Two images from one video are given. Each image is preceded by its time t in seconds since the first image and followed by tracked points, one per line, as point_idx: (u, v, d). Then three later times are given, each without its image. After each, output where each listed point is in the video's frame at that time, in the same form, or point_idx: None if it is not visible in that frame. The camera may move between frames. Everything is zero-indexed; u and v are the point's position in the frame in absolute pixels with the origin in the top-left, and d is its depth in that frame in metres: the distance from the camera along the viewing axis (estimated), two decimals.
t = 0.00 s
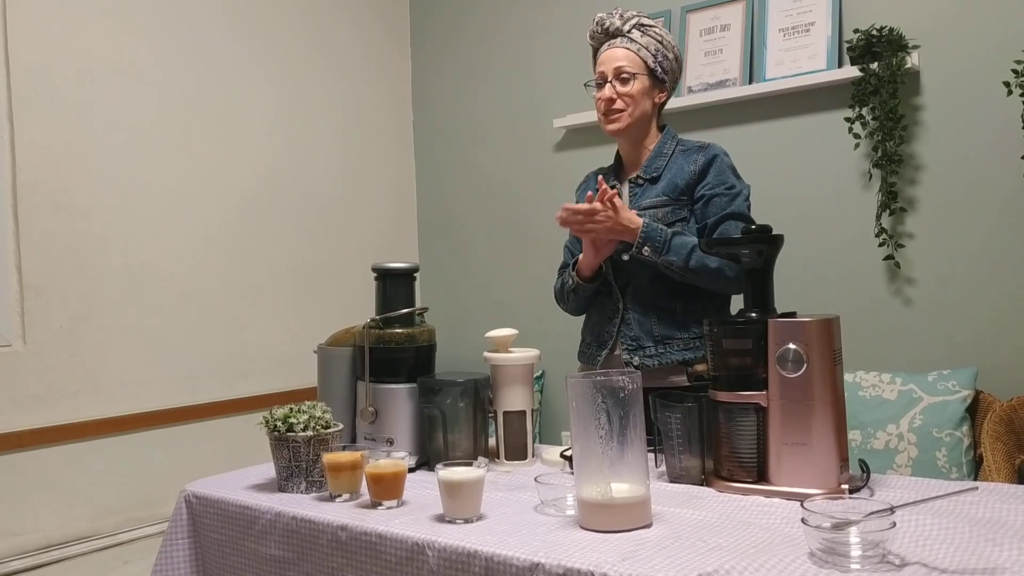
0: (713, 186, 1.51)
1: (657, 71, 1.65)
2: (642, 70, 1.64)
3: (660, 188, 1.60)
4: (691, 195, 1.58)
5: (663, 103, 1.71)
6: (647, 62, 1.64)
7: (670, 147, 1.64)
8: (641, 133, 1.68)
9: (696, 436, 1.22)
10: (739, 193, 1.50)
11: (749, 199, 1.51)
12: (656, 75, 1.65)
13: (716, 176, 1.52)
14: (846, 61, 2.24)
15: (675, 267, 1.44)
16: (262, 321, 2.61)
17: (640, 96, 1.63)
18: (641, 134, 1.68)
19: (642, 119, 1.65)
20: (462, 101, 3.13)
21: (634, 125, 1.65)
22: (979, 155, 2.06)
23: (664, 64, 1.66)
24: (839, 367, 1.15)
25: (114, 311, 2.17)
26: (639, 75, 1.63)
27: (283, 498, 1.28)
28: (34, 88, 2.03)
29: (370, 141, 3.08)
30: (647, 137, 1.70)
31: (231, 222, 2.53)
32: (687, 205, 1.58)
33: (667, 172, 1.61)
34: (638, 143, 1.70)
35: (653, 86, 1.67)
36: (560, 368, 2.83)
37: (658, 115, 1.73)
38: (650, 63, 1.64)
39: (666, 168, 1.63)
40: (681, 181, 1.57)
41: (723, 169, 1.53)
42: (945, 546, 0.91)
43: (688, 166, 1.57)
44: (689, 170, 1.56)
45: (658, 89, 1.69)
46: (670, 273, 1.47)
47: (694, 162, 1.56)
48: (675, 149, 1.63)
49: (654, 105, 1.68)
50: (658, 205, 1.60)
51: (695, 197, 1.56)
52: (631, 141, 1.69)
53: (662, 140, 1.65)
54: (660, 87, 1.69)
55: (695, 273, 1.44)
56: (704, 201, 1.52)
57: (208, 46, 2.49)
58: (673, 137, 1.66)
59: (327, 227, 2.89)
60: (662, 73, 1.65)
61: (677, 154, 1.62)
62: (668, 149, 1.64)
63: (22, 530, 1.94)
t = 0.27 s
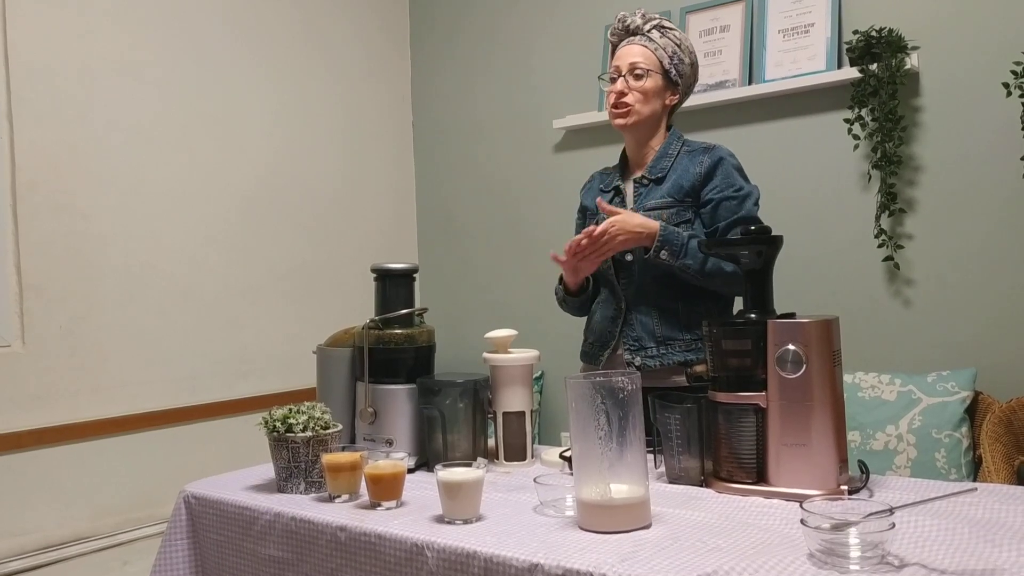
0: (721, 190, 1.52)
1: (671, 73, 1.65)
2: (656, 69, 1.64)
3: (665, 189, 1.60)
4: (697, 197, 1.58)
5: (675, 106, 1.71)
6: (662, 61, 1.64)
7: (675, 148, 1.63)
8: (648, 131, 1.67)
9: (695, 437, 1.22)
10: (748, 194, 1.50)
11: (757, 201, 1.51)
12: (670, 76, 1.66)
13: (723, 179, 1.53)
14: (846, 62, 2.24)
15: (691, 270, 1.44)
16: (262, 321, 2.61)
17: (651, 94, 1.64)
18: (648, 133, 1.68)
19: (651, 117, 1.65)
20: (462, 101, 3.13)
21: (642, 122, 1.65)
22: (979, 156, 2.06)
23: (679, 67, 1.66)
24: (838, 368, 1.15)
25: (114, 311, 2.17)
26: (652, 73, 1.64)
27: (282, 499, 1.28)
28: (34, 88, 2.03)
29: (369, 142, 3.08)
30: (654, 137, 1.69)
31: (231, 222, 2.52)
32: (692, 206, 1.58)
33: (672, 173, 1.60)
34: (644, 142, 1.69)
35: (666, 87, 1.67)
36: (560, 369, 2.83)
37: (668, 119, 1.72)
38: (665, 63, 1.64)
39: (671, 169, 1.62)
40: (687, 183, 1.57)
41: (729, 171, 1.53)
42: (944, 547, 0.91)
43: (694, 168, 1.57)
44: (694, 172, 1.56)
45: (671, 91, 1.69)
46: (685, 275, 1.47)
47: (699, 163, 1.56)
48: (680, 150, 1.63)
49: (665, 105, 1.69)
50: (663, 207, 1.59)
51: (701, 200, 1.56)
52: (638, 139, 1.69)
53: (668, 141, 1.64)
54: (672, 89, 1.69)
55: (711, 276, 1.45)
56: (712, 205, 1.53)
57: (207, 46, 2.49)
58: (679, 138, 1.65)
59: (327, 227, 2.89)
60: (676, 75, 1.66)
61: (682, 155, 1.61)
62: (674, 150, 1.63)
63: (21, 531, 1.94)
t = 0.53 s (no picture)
0: (731, 192, 1.51)
1: (674, 71, 1.65)
2: (659, 68, 1.64)
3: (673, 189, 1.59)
4: (705, 199, 1.57)
5: (681, 104, 1.71)
6: (664, 60, 1.64)
7: (684, 150, 1.64)
8: (655, 130, 1.68)
9: (694, 438, 1.22)
10: (758, 201, 1.49)
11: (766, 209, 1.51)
12: (673, 74, 1.65)
13: (733, 183, 1.52)
14: (845, 63, 2.24)
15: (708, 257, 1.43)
16: (261, 322, 2.61)
17: (656, 93, 1.63)
18: (656, 131, 1.68)
19: (657, 116, 1.65)
20: (462, 102, 3.13)
21: (648, 121, 1.65)
22: (978, 158, 2.06)
23: (681, 65, 1.66)
24: (837, 368, 1.15)
25: (113, 312, 2.17)
26: (655, 72, 1.63)
27: (282, 500, 1.27)
28: (34, 89, 2.03)
29: (369, 142, 3.08)
30: (661, 135, 1.69)
31: (230, 222, 2.52)
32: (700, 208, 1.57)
33: (681, 173, 1.61)
34: (653, 141, 1.70)
35: (670, 86, 1.67)
36: (559, 369, 2.83)
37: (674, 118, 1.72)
38: (667, 62, 1.64)
39: (680, 169, 1.62)
40: (696, 184, 1.57)
41: (739, 175, 1.52)
42: (944, 548, 0.91)
43: (703, 170, 1.57)
44: (704, 173, 1.57)
45: (675, 89, 1.68)
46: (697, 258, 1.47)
47: (709, 165, 1.56)
48: (689, 152, 1.63)
49: (671, 104, 1.68)
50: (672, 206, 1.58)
51: (709, 201, 1.55)
52: (646, 138, 1.69)
53: (677, 142, 1.65)
54: (677, 87, 1.68)
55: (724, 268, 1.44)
56: (721, 207, 1.52)
57: (207, 47, 2.49)
58: (688, 140, 1.66)
59: (326, 228, 2.89)
60: (678, 73, 1.65)
61: (692, 157, 1.62)
62: (683, 151, 1.64)
63: (20, 531, 1.94)
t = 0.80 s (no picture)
0: (733, 193, 1.51)
1: (666, 72, 1.65)
2: (651, 70, 1.64)
3: (675, 189, 1.60)
4: (707, 198, 1.58)
5: (676, 104, 1.72)
6: (656, 63, 1.65)
7: (685, 151, 1.64)
8: (654, 131, 1.68)
9: (694, 439, 1.22)
10: (759, 202, 1.49)
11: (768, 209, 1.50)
12: (665, 76, 1.66)
13: (735, 183, 1.52)
14: (844, 64, 2.24)
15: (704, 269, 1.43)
16: (260, 322, 2.61)
17: (650, 95, 1.64)
18: (654, 133, 1.68)
19: (654, 117, 1.66)
20: (461, 102, 3.13)
21: (646, 123, 1.65)
22: (978, 159, 2.06)
23: (673, 66, 1.66)
24: (837, 370, 1.15)
25: (113, 312, 2.17)
26: (648, 74, 1.64)
27: (281, 500, 1.27)
28: (34, 89, 2.03)
29: (368, 143, 3.09)
30: (661, 135, 1.69)
31: (230, 222, 2.52)
32: (703, 207, 1.58)
33: (682, 173, 1.61)
34: (653, 142, 1.70)
35: (663, 87, 1.68)
36: (559, 370, 2.83)
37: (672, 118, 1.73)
38: (658, 64, 1.65)
39: (681, 169, 1.62)
40: (698, 184, 1.57)
41: (740, 176, 1.52)
42: (942, 549, 0.91)
43: (705, 170, 1.56)
44: (705, 174, 1.56)
45: (669, 90, 1.69)
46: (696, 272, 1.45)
47: (711, 166, 1.56)
48: (691, 153, 1.63)
49: (666, 105, 1.69)
50: (674, 206, 1.59)
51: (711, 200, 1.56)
52: (646, 140, 1.69)
53: (678, 143, 1.65)
54: (670, 88, 1.69)
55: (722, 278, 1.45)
56: (722, 208, 1.52)
57: (207, 47, 2.49)
58: (689, 141, 1.66)
59: (326, 229, 2.89)
60: (671, 74, 1.66)
61: (693, 157, 1.62)
62: (684, 152, 1.64)
63: (18, 532, 1.94)
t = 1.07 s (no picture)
0: (727, 189, 1.52)
1: (659, 74, 1.65)
2: (643, 74, 1.65)
3: (672, 189, 1.59)
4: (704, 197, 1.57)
5: (670, 106, 1.71)
6: (648, 66, 1.65)
7: (682, 151, 1.64)
8: (649, 134, 1.68)
9: (694, 439, 1.22)
10: (754, 196, 1.49)
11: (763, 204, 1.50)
12: (658, 78, 1.66)
13: (730, 179, 1.53)
14: (844, 65, 2.24)
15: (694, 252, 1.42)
16: (260, 323, 2.61)
17: (644, 98, 1.64)
18: (649, 135, 1.69)
19: (649, 121, 1.66)
20: (461, 103, 3.13)
21: (641, 127, 1.66)
22: (977, 159, 2.06)
23: (665, 67, 1.66)
24: (836, 370, 1.15)
25: (112, 313, 2.17)
26: (641, 78, 1.64)
27: (280, 501, 1.27)
28: (33, 89, 2.03)
29: (368, 143, 3.09)
30: (656, 136, 1.69)
31: (229, 223, 2.52)
32: (700, 206, 1.57)
33: (679, 173, 1.61)
34: (648, 144, 1.70)
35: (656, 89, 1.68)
36: (558, 370, 2.83)
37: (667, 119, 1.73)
38: (651, 66, 1.65)
39: (678, 169, 1.62)
40: (694, 182, 1.57)
41: (736, 172, 1.53)
42: (941, 549, 0.91)
43: (700, 168, 1.57)
44: (701, 172, 1.57)
45: (662, 91, 1.69)
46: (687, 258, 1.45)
47: (707, 164, 1.57)
48: (687, 153, 1.64)
49: (660, 107, 1.69)
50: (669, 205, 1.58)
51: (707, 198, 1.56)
52: (641, 142, 1.69)
53: (673, 144, 1.65)
54: (663, 89, 1.69)
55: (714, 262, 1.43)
56: (717, 203, 1.52)
57: (206, 47, 2.49)
58: (685, 141, 1.66)
59: (325, 229, 2.89)
60: (663, 76, 1.66)
61: (689, 157, 1.62)
62: (680, 152, 1.64)
63: (17, 532, 1.94)
